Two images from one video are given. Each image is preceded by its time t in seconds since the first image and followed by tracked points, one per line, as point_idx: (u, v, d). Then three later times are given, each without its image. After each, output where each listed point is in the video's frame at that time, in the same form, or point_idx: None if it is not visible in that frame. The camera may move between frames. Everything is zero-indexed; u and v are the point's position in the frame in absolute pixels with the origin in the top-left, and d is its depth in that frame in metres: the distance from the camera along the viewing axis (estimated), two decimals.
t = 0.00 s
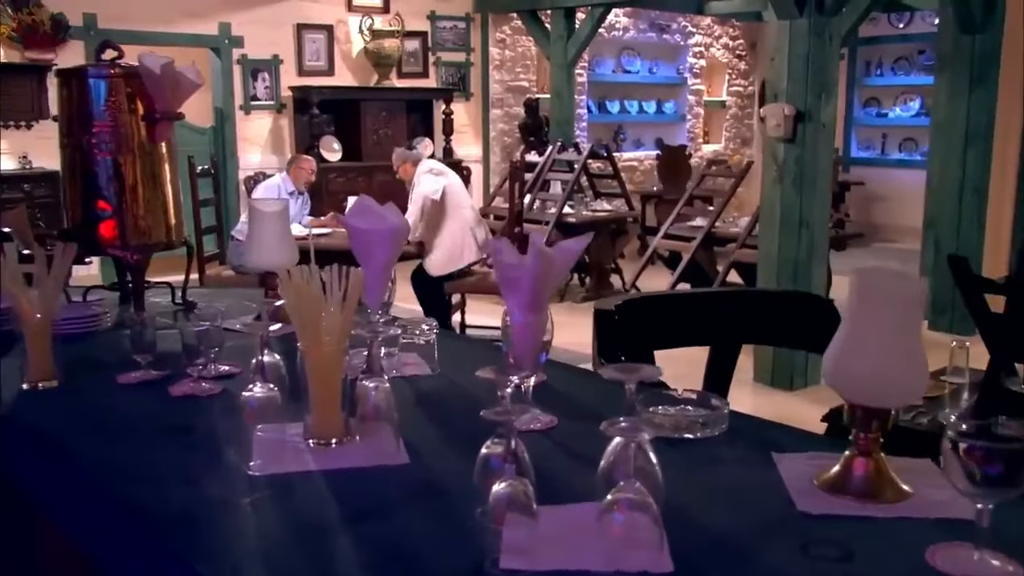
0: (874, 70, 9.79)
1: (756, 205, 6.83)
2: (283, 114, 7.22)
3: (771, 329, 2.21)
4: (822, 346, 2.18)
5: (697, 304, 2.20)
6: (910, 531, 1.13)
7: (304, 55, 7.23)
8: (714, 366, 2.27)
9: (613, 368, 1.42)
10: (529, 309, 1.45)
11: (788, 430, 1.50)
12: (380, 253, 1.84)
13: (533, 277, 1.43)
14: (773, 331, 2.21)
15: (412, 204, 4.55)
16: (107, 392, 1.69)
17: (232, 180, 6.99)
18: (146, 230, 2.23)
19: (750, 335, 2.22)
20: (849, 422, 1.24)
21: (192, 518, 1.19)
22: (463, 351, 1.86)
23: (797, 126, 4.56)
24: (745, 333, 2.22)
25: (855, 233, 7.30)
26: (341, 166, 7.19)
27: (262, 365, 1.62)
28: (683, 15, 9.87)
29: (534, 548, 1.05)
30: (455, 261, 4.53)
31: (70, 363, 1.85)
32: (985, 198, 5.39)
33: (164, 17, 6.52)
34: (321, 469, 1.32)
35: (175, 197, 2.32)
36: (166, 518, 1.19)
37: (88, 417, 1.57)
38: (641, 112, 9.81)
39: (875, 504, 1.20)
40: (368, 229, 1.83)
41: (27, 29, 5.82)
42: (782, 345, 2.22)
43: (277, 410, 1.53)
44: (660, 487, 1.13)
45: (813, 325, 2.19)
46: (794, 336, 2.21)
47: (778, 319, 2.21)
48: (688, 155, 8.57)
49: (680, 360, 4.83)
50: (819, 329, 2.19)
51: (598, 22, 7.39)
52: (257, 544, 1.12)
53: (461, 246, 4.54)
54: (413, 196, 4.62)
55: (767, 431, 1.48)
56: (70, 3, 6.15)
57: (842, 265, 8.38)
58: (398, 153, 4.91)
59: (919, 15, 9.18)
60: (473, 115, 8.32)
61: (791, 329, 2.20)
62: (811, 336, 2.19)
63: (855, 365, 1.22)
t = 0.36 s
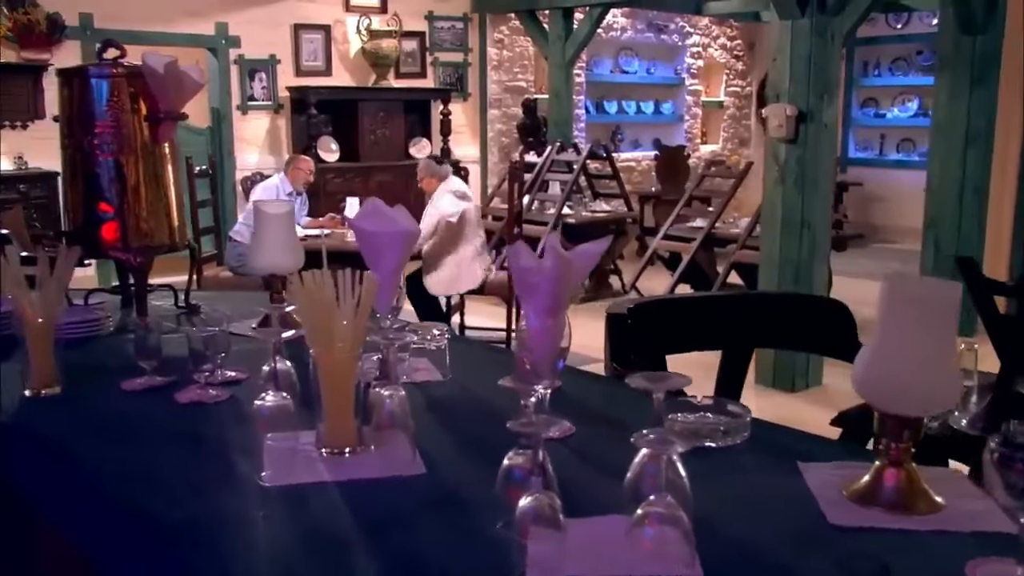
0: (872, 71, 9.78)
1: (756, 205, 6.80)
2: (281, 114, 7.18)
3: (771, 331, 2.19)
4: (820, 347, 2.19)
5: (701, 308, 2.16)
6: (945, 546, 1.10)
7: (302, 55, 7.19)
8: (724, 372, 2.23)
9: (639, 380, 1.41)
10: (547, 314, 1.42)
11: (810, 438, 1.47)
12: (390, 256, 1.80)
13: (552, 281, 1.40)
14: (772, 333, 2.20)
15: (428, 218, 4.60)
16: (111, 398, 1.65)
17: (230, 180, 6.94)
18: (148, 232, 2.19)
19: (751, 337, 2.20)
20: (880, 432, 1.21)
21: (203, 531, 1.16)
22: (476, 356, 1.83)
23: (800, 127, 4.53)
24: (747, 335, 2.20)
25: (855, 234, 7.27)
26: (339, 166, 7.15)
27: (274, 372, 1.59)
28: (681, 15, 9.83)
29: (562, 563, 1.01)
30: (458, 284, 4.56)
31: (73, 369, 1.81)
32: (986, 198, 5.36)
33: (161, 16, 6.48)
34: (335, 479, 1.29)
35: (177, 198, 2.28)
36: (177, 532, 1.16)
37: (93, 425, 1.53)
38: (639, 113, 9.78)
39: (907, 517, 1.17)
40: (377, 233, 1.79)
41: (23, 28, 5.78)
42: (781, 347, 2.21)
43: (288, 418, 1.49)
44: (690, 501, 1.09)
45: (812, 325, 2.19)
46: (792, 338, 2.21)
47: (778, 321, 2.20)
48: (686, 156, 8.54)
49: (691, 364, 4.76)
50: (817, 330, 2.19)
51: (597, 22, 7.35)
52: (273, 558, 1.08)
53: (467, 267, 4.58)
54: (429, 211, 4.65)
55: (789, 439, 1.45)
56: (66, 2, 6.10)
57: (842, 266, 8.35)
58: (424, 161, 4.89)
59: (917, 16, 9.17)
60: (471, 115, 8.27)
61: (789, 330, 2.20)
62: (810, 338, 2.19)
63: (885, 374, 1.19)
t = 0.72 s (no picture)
0: (870, 70, 9.77)
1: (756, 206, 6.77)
2: (278, 113, 7.13)
3: (775, 333, 2.17)
4: (825, 347, 2.17)
5: (705, 311, 2.13)
6: (983, 561, 1.07)
7: (299, 54, 7.14)
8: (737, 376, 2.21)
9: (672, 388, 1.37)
10: (567, 318, 1.39)
11: (834, 445, 1.44)
12: (402, 259, 1.76)
13: (573, 285, 1.36)
14: (776, 334, 2.18)
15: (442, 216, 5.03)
16: (116, 405, 1.61)
17: (227, 180, 6.90)
18: (152, 234, 2.15)
19: (755, 339, 2.17)
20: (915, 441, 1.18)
21: (216, 545, 1.11)
22: (490, 361, 1.79)
23: (802, 126, 4.49)
24: (750, 338, 2.17)
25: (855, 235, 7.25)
26: (336, 165, 7.08)
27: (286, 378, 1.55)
28: (679, 14, 9.80)
29: None
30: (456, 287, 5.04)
31: (77, 374, 1.77)
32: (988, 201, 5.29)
33: (158, 15, 6.42)
34: (352, 490, 1.25)
35: (181, 200, 2.24)
36: (190, 546, 1.11)
37: (99, 434, 1.49)
38: (637, 112, 9.73)
39: (943, 530, 1.14)
40: (388, 235, 1.75)
41: (19, 26, 5.72)
42: (785, 348, 2.19)
43: (299, 423, 1.46)
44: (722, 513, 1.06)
45: (818, 326, 2.16)
46: (796, 338, 2.18)
47: (782, 322, 2.17)
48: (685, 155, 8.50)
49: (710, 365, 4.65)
50: (823, 331, 2.16)
51: (596, 21, 7.31)
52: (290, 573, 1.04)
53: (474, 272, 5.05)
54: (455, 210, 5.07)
55: (814, 447, 1.42)
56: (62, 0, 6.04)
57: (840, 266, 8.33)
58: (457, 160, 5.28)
59: (915, 15, 9.15)
60: (468, 115, 8.22)
61: (794, 330, 2.18)
62: (815, 339, 2.17)
63: (921, 382, 1.15)
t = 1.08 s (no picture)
0: (868, 69, 9.74)
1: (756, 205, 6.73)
2: (275, 111, 7.08)
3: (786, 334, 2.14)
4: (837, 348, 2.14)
5: (717, 315, 2.09)
6: None
7: (296, 53, 7.09)
8: (751, 381, 2.18)
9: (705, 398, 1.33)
10: (589, 323, 1.35)
11: (865, 454, 1.40)
12: (413, 260, 1.71)
13: (597, 289, 1.32)
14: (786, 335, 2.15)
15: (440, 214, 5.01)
16: (121, 411, 1.56)
17: (224, 179, 6.85)
18: (156, 234, 2.10)
19: (765, 341, 2.15)
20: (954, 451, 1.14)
21: (231, 558, 1.07)
22: (507, 366, 1.75)
23: (805, 126, 4.45)
24: (760, 339, 2.14)
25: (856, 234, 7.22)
26: (334, 164, 7.04)
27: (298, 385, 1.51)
28: (677, 13, 9.76)
29: None
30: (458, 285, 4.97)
31: (81, 379, 1.72)
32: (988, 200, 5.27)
33: (154, 13, 6.36)
34: (371, 501, 1.20)
35: (186, 200, 2.19)
36: (203, 559, 1.07)
37: (106, 442, 1.44)
38: (636, 111, 9.69)
39: (984, 543, 1.10)
40: (400, 236, 1.71)
41: (14, 23, 5.67)
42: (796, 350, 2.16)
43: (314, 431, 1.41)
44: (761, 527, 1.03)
45: (829, 327, 2.14)
46: (806, 339, 2.15)
47: (795, 324, 2.15)
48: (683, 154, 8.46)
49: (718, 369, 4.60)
50: (835, 332, 2.14)
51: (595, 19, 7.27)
52: None
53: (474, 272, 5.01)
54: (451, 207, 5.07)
55: (845, 457, 1.38)
56: None
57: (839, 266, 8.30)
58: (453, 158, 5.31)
59: (914, 14, 9.12)
60: (467, 113, 8.17)
61: (804, 331, 2.15)
62: (826, 339, 2.14)
63: (964, 392, 1.11)
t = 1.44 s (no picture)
0: (867, 69, 9.70)
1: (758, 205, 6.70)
2: (273, 111, 7.02)
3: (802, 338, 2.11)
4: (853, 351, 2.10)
5: (732, 317, 2.05)
6: None
7: (294, 51, 7.04)
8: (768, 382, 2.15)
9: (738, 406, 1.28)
10: (615, 330, 1.30)
11: (898, 464, 1.36)
12: (429, 263, 1.67)
13: (623, 294, 1.28)
14: (802, 339, 2.11)
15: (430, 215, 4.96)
16: (131, 418, 1.52)
17: (221, 179, 6.79)
18: (161, 236, 2.06)
19: (781, 345, 2.11)
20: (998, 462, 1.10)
21: None
22: (525, 372, 1.71)
23: (808, 125, 4.40)
24: (777, 342, 2.11)
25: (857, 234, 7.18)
26: (332, 163, 6.99)
27: (313, 393, 1.47)
28: (676, 12, 9.72)
29: None
30: (459, 283, 4.92)
31: (89, 385, 1.68)
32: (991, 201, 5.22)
33: (152, 11, 6.30)
34: (394, 514, 1.16)
35: (192, 200, 2.15)
36: None
37: (116, 450, 1.39)
38: (634, 110, 9.64)
39: None
40: (415, 240, 1.67)
41: (10, 21, 5.61)
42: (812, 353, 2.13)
43: (332, 439, 1.37)
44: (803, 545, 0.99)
45: (846, 330, 2.10)
46: (823, 343, 2.12)
47: (816, 328, 2.11)
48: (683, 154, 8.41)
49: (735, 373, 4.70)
50: (851, 335, 2.10)
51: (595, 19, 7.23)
52: None
53: (471, 269, 4.95)
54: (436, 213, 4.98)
55: (878, 466, 1.34)
56: None
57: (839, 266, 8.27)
58: (432, 161, 5.18)
59: (913, 13, 9.08)
60: (465, 112, 8.14)
61: (820, 333, 2.11)
62: (846, 343, 2.11)
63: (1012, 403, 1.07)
